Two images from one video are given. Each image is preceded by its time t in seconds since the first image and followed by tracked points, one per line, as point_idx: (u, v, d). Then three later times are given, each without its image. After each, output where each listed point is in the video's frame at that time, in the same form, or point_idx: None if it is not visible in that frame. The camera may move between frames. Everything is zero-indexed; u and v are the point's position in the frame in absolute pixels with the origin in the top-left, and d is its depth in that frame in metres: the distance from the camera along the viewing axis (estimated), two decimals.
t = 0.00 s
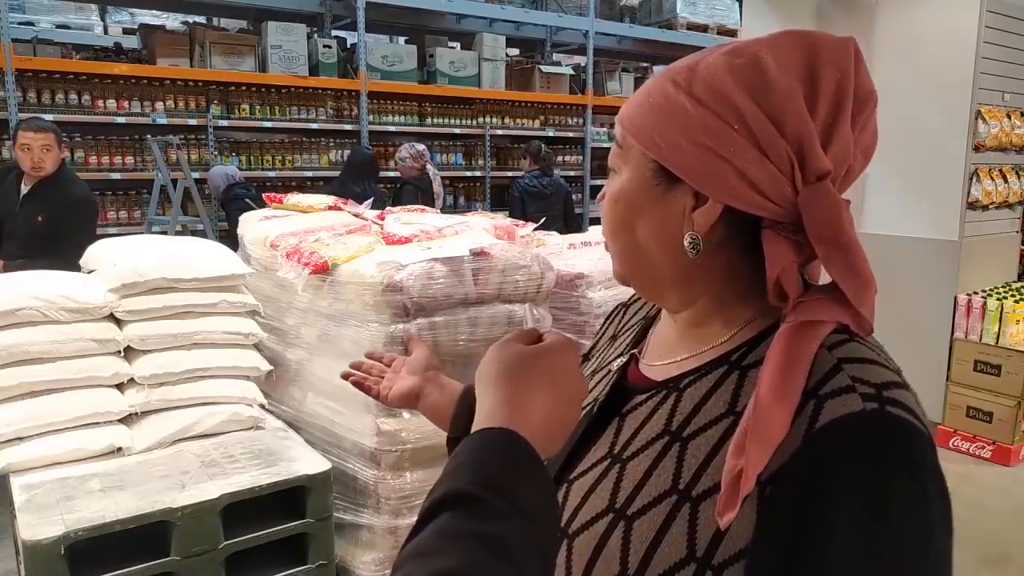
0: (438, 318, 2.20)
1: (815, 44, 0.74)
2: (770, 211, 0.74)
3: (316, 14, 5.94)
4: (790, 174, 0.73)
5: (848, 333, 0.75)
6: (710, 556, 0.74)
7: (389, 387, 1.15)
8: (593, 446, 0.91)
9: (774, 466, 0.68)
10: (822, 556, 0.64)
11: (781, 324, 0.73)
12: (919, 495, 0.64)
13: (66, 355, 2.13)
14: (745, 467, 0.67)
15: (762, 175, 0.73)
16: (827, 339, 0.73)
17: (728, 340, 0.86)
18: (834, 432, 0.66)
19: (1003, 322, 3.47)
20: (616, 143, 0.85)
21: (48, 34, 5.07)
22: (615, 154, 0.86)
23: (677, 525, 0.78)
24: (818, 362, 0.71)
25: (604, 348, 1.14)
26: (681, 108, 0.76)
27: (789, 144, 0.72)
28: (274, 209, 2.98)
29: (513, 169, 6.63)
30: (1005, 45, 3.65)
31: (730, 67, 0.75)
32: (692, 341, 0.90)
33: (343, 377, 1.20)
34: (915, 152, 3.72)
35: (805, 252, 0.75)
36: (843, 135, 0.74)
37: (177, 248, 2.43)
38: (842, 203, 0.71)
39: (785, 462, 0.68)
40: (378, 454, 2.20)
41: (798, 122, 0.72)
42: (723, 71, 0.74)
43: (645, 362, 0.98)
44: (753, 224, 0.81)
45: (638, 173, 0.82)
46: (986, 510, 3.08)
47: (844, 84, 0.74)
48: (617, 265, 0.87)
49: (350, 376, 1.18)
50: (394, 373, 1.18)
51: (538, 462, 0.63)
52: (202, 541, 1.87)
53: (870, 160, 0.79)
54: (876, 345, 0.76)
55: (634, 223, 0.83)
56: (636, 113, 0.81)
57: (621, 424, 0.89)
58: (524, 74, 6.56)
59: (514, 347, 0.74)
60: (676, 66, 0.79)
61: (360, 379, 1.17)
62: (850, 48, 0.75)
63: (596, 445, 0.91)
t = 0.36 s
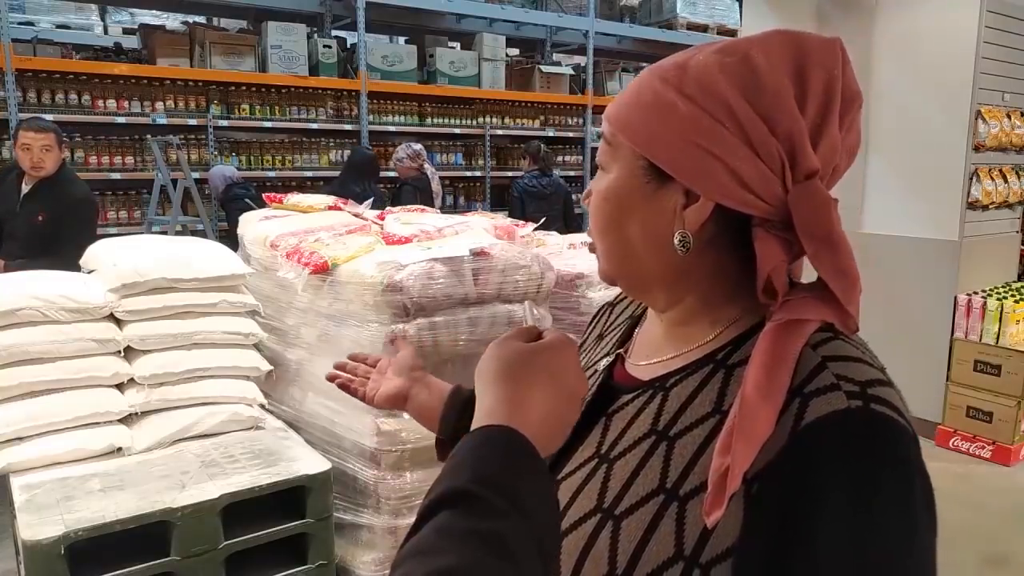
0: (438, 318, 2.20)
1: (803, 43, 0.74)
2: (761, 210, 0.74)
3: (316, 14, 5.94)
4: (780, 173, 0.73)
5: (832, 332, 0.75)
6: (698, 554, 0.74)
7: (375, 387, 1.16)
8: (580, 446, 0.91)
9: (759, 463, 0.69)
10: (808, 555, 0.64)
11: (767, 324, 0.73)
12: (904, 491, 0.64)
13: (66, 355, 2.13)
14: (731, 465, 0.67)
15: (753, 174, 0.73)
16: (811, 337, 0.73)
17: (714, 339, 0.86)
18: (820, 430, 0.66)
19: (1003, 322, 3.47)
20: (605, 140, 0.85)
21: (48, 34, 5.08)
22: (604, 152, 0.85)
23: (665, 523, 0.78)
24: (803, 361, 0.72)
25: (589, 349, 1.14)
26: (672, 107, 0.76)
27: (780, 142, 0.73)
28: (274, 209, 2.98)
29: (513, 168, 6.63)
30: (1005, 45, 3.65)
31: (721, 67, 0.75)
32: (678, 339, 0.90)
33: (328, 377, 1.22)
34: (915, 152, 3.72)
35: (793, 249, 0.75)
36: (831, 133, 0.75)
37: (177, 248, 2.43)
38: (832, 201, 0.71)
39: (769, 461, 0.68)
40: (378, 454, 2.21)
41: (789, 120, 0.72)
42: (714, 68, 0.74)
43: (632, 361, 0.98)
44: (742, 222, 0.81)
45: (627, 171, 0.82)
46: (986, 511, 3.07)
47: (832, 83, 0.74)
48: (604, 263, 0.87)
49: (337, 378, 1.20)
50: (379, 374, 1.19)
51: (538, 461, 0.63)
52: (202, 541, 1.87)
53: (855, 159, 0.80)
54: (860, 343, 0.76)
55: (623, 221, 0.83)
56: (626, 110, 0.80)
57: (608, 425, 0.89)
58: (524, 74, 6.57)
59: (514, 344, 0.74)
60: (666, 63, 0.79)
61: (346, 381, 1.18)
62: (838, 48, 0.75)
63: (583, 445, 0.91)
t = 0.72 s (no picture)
0: (438, 318, 2.20)
1: (779, 43, 0.75)
2: (745, 208, 0.75)
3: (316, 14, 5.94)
4: (763, 172, 0.75)
5: (804, 322, 0.76)
6: (687, 545, 0.75)
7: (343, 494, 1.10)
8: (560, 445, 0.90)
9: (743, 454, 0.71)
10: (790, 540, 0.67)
11: (744, 321, 0.74)
12: (880, 474, 0.67)
13: (66, 355, 2.13)
14: (716, 456, 0.68)
15: (740, 173, 0.74)
16: (786, 328, 0.75)
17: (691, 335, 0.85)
18: (798, 420, 0.68)
19: (1003, 322, 3.47)
20: (583, 138, 0.83)
21: (48, 34, 5.08)
22: (583, 150, 0.83)
23: (653, 516, 0.78)
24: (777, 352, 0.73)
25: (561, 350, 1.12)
26: (657, 105, 0.75)
27: (764, 142, 0.74)
28: (274, 209, 2.98)
29: (513, 168, 6.64)
30: (1005, 45, 3.65)
31: (706, 68, 0.74)
32: (654, 337, 0.89)
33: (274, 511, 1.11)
34: (914, 152, 3.72)
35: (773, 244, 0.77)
36: (804, 132, 0.77)
37: (176, 248, 2.43)
38: (814, 199, 0.73)
39: (753, 449, 0.70)
40: (378, 454, 2.21)
41: (773, 119, 0.73)
42: (700, 68, 0.74)
43: (607, 359, 0.96)
44: (722, 219, 0.81)
45: (610, 170, 0.80)
46: (986, 510, 3.07)
47: (806, 85, 0.76)
48: (582, 265, 0.84)
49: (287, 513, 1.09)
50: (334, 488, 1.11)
51: (536, 460, 0.63)
52: (202, 541, 1.87)
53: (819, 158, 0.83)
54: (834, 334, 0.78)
55: (607, 221, 0.80)
56: (607, 108, 0.78)
57: (588, 422, 0.88)
58: (524, 74, 6.57)
59: (511, 342, 0.73)
60: (646, 61, 0.78)
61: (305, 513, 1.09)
62: (808, 50, 0.77)
63: (563, 444, 0.90)
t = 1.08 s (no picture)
0: (438, 318, 2.20)
1: (748, 45, 0.76)
2: (716, 205, 0.76)
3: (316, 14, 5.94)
4: (735, 170, 0.76)
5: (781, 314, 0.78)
6: (681, 535, 0.77)
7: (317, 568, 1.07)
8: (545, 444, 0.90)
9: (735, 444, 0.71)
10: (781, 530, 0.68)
11: (725, 317, 0.74)
12: (861, 454, 0.68)
13: (66, 355, 2.13)
14: (711, 447, 0.68)
15: (712, 171, 0.75)
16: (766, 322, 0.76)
17: (671, 331, 0.85)
18: (786, 409, 0.69)
19: (1003, 322, 3.47)
20: (557, 139, 0.82)
21: (48, 34, 5.08)
22: (558, 151, 0.82)
23: (647, 509, 0.79)
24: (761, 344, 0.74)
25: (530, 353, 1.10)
26: (631, 105, 0.76)
27: (735, 140, 0.75)
28: (274, 209, 2.98)
29: (513, 168, 6.64)
30: (1005, 45, 3.65)
31: (677, 70, 0.75)
32: (632, 336, 0.89)
33: None
34: (914, 152, 3.72)
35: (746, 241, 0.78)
36: (774, 131, 0.78)
37: (176, 247, 2.43)
38: (784, 196, 0.74)
39: (741, 440, 0.71)
40: (378, 454, 2.21)
41: (744, 118, 0.74)
42: (672, 69, 0.75)
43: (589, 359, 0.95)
44: (697, 216, 0.81)
45: (585, 170, 0.80)
46: (986, 510, 3.07)
47: (775, 85, 0.77)
48: (558, 264, 0.84)
49: None
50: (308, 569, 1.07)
51: (534, 461, 0.63)
52: (202, 541, 1.87)
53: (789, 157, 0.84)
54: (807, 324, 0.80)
55: (582, 221, 0.80)
56: (582, 110, 0.79)
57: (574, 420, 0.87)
58: (524, 74, 6.57)
59: (509, 344, 0.73)
60: (619, 63, 0.79)
61: None
62: (776, 52, 0.79)
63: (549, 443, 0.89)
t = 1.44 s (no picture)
0: (438, 318, 2.20)
1: (721, 47, 0.78)
2: (693, 203, 0.78)
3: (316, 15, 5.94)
4: (710, 168, 0.77)
5: (758, 308, 0.81)
6: (667, 526, 0.78)
7: None
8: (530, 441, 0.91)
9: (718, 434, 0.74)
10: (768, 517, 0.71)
11: (705, 312, 0.76)
12: (841, 441, 0.71)
13: (66, 355, 2.13)
14: (696, 436, 0.71)
15: (689, 170, 0.76)
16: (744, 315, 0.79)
17: (651, 327, 0.87)
18: (769, 398, 0.72)
19: (1003, 322, 3.47)
20: (535, 138, 0.83)
21: (48, 34, 5.08)
22: (537, 150, 0.82)
23: (633, 501, 0.81)
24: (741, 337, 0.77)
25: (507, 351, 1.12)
26: (610, 105, 0.76)
27: (710, 139, 0.77)
28: (274, 209, 2.98)
29: (513, 168, 6.64)
30: (1005, 45, 3.65)
31: (654, 70, 0.77)
32: (611, 334, 0.90)
33: None
34: (913, 152, 3.73)
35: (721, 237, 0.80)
36: (745, 130, 0.80)
37: (176, 247, 2.43)
38: (757, 192, 0.76)
39: (725, 430, 0.73)
40: (378, 454, 2.21)
41: (718, 118, 0.76)
42: (649, 69, 0.77)
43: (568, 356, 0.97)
44: (675, 215, 0.83)
45: (565, 168, 0.80)
46: (986, 510, 3.07)
47: (746, 86, 0.80)
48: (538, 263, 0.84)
49: None
50: None
51: (533, 460, 0.63)
52: (202, 541, 1.87)
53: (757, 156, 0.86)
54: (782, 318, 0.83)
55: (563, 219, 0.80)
56: (560, 109, 0.79)
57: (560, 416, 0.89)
58: (524, 74, 6.57)
59: (509, 343, 0.73)
60: (596, 64, 0.80)
61: None
62: (746, 54, 0.81)
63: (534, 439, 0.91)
